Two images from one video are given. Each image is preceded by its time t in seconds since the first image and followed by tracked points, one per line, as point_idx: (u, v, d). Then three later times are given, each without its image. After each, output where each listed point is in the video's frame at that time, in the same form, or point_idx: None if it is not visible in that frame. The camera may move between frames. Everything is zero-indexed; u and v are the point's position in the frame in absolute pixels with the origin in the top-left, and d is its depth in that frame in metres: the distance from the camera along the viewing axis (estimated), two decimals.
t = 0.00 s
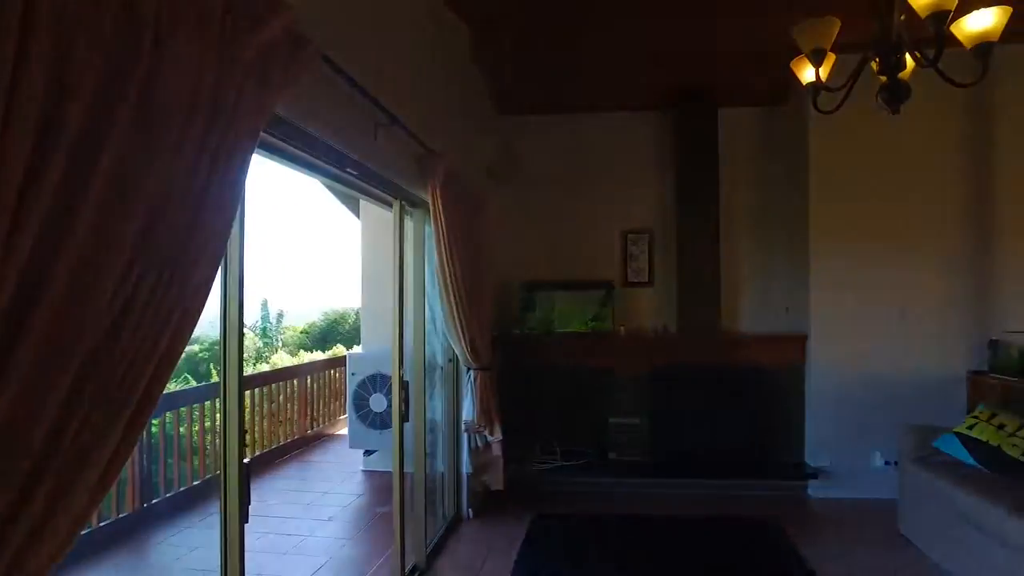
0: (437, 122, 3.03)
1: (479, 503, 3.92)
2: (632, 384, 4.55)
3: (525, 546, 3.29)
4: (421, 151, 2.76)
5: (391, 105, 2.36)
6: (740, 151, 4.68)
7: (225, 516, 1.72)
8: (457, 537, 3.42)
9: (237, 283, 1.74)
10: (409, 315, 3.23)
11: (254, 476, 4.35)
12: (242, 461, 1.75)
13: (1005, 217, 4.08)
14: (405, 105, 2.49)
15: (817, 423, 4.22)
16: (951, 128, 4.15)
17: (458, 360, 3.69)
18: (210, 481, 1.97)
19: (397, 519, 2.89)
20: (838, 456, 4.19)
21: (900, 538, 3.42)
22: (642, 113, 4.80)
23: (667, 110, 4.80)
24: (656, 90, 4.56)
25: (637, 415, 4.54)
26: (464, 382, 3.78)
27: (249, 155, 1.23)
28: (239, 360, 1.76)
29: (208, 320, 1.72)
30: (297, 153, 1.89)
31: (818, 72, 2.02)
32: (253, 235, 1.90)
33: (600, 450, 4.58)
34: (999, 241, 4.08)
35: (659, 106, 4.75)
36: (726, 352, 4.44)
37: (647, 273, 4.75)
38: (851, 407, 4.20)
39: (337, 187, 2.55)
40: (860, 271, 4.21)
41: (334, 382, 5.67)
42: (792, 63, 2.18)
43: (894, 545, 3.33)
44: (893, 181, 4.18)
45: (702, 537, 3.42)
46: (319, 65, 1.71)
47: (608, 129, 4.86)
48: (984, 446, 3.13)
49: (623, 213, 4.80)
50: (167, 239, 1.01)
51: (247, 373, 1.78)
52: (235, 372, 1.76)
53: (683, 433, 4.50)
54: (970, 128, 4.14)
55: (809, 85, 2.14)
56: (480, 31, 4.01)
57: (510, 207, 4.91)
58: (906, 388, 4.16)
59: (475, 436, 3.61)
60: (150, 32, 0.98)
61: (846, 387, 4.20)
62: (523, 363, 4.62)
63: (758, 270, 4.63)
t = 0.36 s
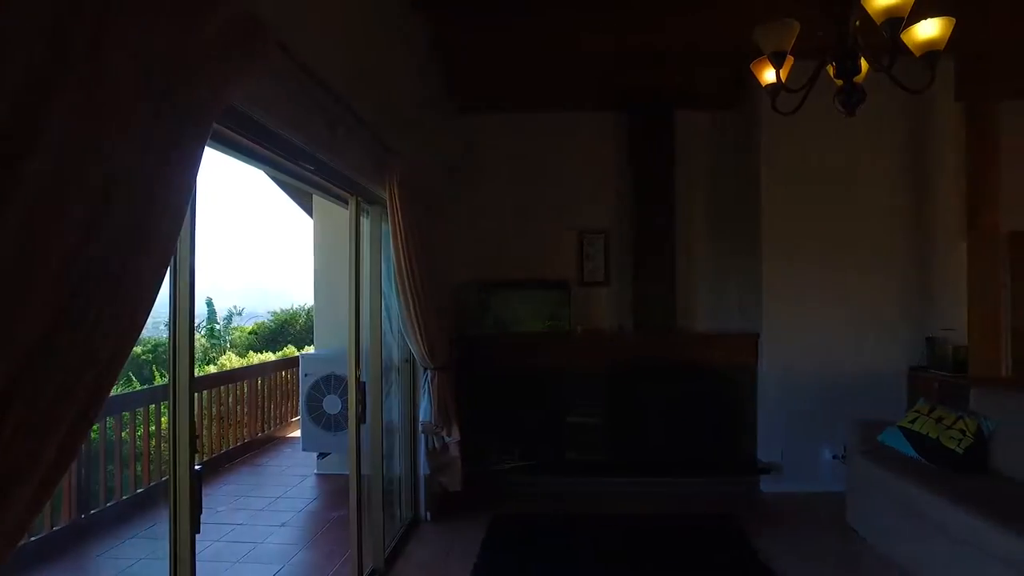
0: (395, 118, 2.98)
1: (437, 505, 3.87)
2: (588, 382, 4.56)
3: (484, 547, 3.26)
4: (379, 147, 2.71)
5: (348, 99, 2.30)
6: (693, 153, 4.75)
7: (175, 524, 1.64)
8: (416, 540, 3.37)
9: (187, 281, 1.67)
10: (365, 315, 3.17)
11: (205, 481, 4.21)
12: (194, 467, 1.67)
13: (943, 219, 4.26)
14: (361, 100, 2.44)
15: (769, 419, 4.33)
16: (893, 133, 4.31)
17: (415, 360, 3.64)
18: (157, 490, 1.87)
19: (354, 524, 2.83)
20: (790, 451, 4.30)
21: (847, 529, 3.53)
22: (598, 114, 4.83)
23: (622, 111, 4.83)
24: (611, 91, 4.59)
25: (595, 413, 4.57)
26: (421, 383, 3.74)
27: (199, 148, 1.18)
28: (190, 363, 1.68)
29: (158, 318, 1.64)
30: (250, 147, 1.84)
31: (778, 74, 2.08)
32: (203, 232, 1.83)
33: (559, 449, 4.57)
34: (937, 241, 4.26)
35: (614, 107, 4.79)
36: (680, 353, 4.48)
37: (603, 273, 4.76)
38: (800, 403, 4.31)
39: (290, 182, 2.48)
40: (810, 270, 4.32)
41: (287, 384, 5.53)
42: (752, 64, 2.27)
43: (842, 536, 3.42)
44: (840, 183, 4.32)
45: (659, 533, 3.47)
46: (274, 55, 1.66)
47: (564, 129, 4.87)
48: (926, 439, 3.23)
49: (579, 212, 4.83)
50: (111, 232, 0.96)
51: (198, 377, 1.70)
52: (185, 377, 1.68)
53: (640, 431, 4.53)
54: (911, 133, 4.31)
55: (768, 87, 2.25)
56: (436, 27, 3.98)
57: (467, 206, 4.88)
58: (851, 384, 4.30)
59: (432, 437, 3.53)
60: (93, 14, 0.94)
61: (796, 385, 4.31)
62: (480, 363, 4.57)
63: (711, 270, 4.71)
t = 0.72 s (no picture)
0: (367, 114, 2.93)
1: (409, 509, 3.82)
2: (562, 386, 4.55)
3: (456, 552, 3.21)
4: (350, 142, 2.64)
5: (318, 94, 2.24)
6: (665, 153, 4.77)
7: (135, 534, 1.57)
8: (387, 545, 3.31)
9: (148, 281, 1.59)
10: (335, 315, 3.10)
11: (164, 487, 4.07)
12: (155, 475, 1.59)
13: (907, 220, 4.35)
14: (332, 94, 2.38)
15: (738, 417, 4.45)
16: (858, 138, 4.42)
17: (385, 362, 3.58)
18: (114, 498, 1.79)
19: (324, 529, 2.77)
20: (759, 451, 4.36)
21: (816, 525, 3.56)
22: (570, 114, 4.83)
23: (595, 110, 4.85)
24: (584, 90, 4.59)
25: (569, 414, 4.54)
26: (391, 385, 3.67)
27: (161, 137, 1.12)
28: (151, 368, 1.62)
29: (115, 319, 1.56)
30: (216, 139, 1.77)
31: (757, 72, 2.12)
32: (166, 229, 1.76)
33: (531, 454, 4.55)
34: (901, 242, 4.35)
35: (586, 106, 4.80)
36: (654, 355, 4.54)
37: (573, 274, 4.68)
38: (769, 403, 4.41)
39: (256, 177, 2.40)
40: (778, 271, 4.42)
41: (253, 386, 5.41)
42: (729, 63, 2.30)
43: (811, 533, 3.46)
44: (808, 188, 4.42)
45: (633, 533, 3.46)
46: (241, 44, 1.60)
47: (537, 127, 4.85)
48: (892, 435, 3.29)
49: (549, 211, 4.76)
50: (66, 223, 0.90)
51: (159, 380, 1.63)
52: (145, 379, 1.60)
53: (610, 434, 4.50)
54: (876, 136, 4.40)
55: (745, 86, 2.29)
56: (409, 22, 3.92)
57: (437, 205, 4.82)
58: (819, 383, 4.37)
59: (403, 439, 3.47)
60: None
61: (763, 383, 4.43)
62: (450, 364, 4.50)
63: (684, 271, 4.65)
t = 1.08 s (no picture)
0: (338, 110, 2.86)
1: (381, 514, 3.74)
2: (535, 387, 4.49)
3: (431, 557, 3.14)
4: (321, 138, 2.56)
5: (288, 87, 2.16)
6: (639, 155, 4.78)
7: (84, 551, 1.48)
8: (359, 552, 3.23)
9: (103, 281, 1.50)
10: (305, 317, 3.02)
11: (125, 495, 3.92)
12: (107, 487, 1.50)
13: (877, 221, 4.40)
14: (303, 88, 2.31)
15: (713, 417, 4.39)
16: (832, 136, 4.43)
17: (357, 364, 3.50)
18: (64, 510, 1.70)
19: (293, 537, 2.69)
20: (733, 451, 4.38)
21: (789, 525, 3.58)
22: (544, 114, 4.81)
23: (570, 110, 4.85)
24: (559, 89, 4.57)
25: (543, 416, 4.49)
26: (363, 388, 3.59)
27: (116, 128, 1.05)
28: (105, 373, 1.53)
29: (66, 320, 1.47)
30: (178, 131, 1.68)
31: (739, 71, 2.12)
32: (123, 225, 1.67)
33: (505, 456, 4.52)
34: (872, 243, 4.39)
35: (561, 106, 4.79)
36: (627, 356, 4.49)
37: (548, 274, 4.74)
38: (743, 403, 4.39)
39: (220, 173, 2.31)
40: (753, 269, 4.39)
41: (220, 389, 5.28)
42: (708, 63, 2.30)
43: (784, 532, 3.47)
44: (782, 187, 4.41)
45: (610, 535, 3.44)
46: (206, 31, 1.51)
47: (511, 127, 4.83)
48: (865, 435, 3.29)
49: (523, 212, 4.78)
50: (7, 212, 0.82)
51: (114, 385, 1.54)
52: (98, 385, 1.51)
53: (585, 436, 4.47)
54: (847, 137, 4.43)
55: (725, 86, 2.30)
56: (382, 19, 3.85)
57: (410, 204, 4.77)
58: (792, 383, 4.39)
59: (375, 444, 3.37)
60: None
61: (737, 382, 4.39)
62: (421, 366, 4.44)
63: (657, 273, 4.74)
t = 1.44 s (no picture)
0: (303, 101, 2.78)
1: (348, 521, 3.63)
2: (507, 389, 4.45)
3: (401, 562, 3.07)
4: (286, 130, 2.46)
5: (251, 76, 2.06)
6: (610, 155, 4.84)
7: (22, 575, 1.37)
8: (325, 559, 3.13)
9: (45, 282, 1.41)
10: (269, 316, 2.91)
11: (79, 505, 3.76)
12: (49, 506, 1.40)
13: (842, 221, 4.47)
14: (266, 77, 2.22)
15: (684, 418, 4.37)
16: (799, 136, 4.47)
17: (322, 365, 3.39)
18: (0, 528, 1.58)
19: (256, 546, 2.59)
20: (703, 450, 4.36)
21: (758, 523, 3.59)
22: (514, 111, 4.78)
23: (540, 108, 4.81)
24: (529, 86, 4.53)
25: (511, 417, 4.46)
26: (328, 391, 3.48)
27: (58, 106, 0.96)
28: (48, 381, 1.42)
29: None
30: (131, 118, 1.59)
31: (718, 65, 2.12)
32: (66, 217, 1.55)
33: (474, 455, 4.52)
34: (838, 243, 4.45)
35: (530, 104, 4.76)
36: (598, 355, 4.46)
37: (518, 273, 4.75)
38: (713, 402, 4.39)
39: (177, 165, 2.21)
40: (722, 268, 4.40)
41: (179, 392, 5.11)
42: (686, 57, 2.30)
43: (754, 530, 3.48)
44: (751, 186, 4.42)
45: (583, 536, 3.40)
46: (163, 9, 1.42)
47: (481, 124, 4.78)
48: (833, 434, 3.29)
49: (493, 211, 4.76)
50: None
51: (59, 393, 1.44)
52: (40, 396, 1.41)
53: (555, 436, 4.45)
54: (813, 137, 4.49)
55: (702, 80, 2.30)
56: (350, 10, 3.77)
57: (377, 202, 4.69)
58: (760, 382, 4.42)
59: (342, 447, 3.33)
60: None
61: (708, 381, 4.39)
62: (388, 368, 4.36)
63: (624, 273, 4.84)
